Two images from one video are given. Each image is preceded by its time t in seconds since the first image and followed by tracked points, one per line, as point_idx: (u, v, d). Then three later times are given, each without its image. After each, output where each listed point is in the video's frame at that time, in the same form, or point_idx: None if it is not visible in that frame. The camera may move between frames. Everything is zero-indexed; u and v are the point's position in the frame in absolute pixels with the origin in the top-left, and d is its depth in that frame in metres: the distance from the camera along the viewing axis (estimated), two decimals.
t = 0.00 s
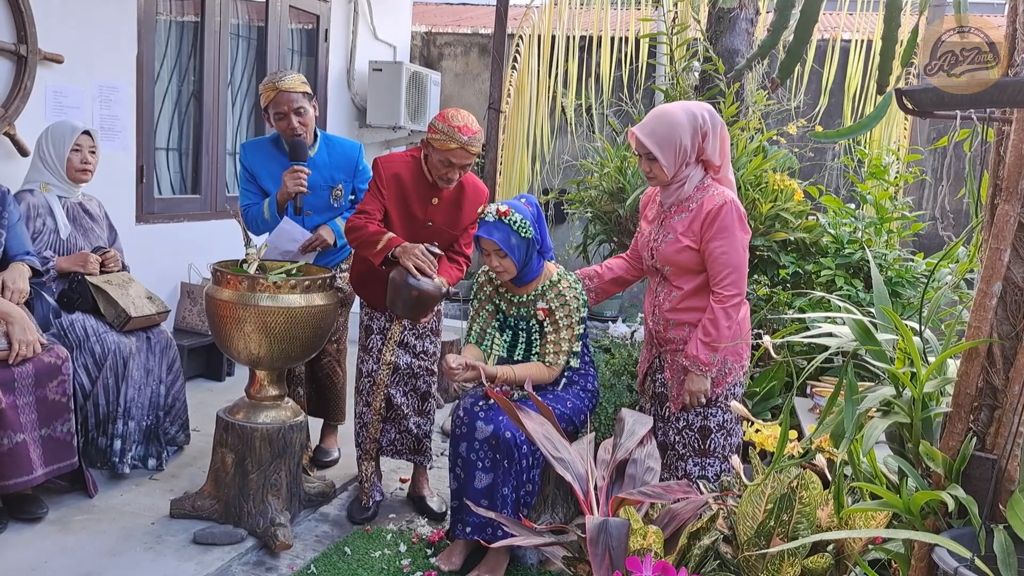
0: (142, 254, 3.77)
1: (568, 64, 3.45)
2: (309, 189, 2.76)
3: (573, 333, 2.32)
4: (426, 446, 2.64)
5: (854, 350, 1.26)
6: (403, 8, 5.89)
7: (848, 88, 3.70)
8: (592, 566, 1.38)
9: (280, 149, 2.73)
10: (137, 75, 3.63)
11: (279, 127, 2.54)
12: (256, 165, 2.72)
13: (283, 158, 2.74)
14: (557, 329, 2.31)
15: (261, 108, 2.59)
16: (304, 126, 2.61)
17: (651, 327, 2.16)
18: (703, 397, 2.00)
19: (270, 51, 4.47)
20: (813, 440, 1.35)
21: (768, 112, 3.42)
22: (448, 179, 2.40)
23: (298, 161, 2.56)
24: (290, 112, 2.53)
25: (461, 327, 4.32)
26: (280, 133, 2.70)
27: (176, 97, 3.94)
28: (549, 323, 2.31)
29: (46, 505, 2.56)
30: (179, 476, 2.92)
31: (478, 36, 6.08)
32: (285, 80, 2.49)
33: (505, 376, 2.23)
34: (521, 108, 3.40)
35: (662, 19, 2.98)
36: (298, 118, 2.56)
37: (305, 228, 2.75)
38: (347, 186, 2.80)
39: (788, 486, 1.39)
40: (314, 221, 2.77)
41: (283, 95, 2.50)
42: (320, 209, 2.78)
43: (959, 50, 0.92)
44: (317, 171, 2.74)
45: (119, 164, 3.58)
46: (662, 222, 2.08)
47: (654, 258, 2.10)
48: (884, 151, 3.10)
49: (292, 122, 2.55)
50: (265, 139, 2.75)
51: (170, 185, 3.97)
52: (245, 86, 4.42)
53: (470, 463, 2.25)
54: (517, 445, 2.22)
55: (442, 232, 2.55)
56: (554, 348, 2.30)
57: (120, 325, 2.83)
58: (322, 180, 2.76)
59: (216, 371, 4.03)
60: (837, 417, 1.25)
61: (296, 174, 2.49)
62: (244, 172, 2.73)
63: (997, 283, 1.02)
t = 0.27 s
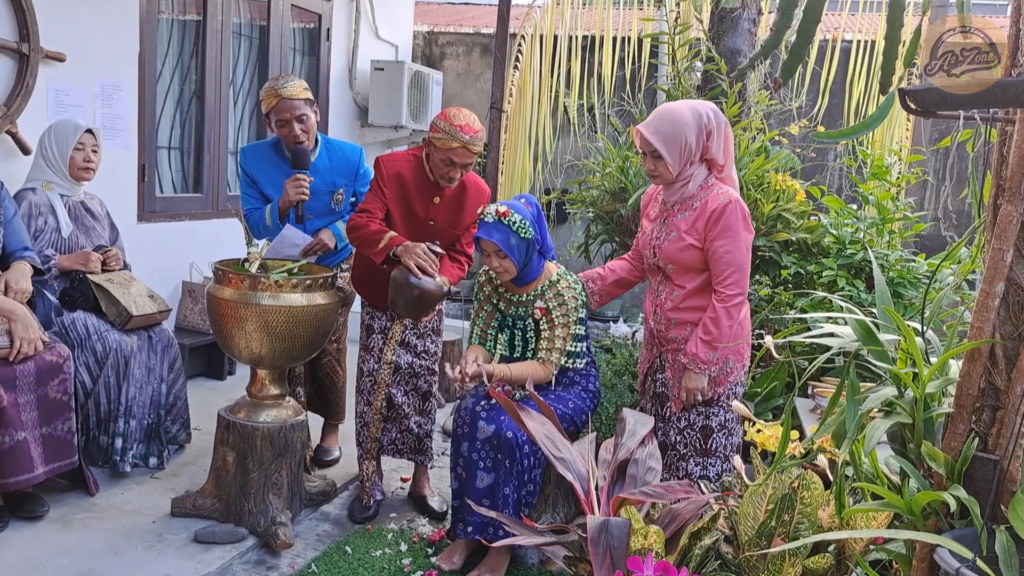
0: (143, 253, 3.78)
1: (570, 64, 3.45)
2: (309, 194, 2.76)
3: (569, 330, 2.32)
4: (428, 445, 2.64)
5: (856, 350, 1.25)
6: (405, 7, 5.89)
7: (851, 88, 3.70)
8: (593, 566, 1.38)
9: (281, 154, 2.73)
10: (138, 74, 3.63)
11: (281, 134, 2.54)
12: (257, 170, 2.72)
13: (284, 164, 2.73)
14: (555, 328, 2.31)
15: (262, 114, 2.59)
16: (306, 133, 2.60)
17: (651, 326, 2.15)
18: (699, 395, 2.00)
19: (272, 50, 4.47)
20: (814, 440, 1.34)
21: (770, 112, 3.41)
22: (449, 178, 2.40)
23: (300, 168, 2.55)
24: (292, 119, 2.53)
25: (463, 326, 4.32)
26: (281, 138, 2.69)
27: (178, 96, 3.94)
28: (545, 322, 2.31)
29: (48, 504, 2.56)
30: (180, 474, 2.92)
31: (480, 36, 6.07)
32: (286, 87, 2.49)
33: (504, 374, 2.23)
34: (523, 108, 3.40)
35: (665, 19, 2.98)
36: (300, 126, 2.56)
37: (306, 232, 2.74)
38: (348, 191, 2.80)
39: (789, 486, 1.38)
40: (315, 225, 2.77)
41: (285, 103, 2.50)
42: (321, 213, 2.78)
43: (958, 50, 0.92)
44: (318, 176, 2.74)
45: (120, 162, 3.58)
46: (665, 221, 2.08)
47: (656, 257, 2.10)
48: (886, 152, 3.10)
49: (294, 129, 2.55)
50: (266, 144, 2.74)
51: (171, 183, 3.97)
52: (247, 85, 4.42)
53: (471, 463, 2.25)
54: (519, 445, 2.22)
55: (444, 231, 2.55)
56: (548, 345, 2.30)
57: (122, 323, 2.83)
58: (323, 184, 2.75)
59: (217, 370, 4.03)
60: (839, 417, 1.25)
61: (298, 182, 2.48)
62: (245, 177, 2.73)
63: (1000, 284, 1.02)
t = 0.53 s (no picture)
0: (145, 252, 3.78)
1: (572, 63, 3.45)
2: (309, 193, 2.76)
3: (569, 330, 2.32)
4: (428, 444, 2.64)
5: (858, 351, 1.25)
6: (407, 6, 5.89)
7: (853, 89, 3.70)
8: (595, 565, 1.38)
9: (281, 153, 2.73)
10: (140, 73, 3.64)
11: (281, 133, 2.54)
12: (257, 168, 2.72)
13: (284, 163, 2.73)
14: (554, 328, 2.31)
15: (262, 113, 2.59)
16: (307, 133, 2.61)
17: (652, 326, 2.15)
18: (698, 394, 2.00)
19: (274, 49, 4.47)
20: (816, 440, 1.34)
21: (772, 112, 3.41)
22: (451, 177, 2.40)
23: (300, 167, 2.55)
24: (292, 119, 2.53)
25: (464, 326, 4.32)
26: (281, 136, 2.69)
27: (180, 95, 3.94)
28: (545, 323, 2.31)
29: (48, 502, 2.56)
30: (181, 473, 2.93)
31: (483, 35, 6.07)
32: (286, 86, 2.49)
33: (494, 363, 2.26)
34: (525, 108, 3.40)
35: (667, 18, 2.98)
36: (300, 125, 2.56)
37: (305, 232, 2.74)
38: (348, 191, 2.80)
39: (791, 486, 1.39)
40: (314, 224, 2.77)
41: (285, 101, 2.50)
42: (321, 213, 2.78)
43: (959, 50, 0.92)
44: (318, 175, 2.74)
45: (122, 160, 3.58)
46: (666, 220, 2.08)
47: (657, 256, 2.10)
48: (888, 152, 3.09)
49: (294, 129, 2.55)
50: (266, 143, 2.74)
51: (173, 182, 3.97)
52: (249, 84, 4.42)
53: (472, 462, 2.25)
54: (520, 444, 2.22)
55: (445, 231, 2.55)
56: (548, 346, 2.30)
57: (123, 322, 2.83)
58: (323, 184, 2.75)
59: (219, 369, 4.04)
60: (841, 417, 1.24)
61: (298, 180, 2.48)
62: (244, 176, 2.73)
63: (1002, 283, 1.02)
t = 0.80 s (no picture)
0: (144, 250, 3.78)
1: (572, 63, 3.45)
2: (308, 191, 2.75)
3: (563, 329, 2.31)
4: (428, 443, 2.64)
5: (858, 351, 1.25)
6: (407, 5, 5.89)
7: (854, 88, 3.69)
8: (594, 564, 1.38)
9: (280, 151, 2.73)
10: (140, 70, 3.63)
11: (281, 131, 2.54)
12: (255, 166, 2.72)
13: (283, 161, 2.73)
14: (550, 327, 2.31)
15: (262, 112, 2.58)
16: (306, 131, 2.61)
17: (651, 326, 2.15)
18: (698, 395, 2.00)
19: (275, 47, 4.47)
20: (815, 440, 1.34)
21: (773, 112, 3.41)
22: (451, 175, 2.40)
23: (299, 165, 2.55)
24: (291, 117, 2.53)
25: (464, 325, 4.32)
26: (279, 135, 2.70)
27: (180, 93, 3.94)
28: (540, 319, 2.30)
29: (47, 500, 2.56)
30: (180, 471, 2.93)
31: (483, 34, 6.07)
32: (286, 84, 2.48)
33: (498, 367, 2.24)
34: (525, 106, 3.40)
35: (668, 17, 2.98)
36: (299, 123, 2.56)
37: (305, 230, 2.74)
38: (347, 189, 2.80)
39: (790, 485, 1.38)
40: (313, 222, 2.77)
41: (285, 100, 2.50)
42: (320, 211, 2.78)
43: (959, 50, 0.92)
44: (317, 173, 2.74)
45: (122, 158, 3.58)
46: (664, 220, 2.08)
47: (656, 256, 2.10)
48: (888, 151, 3.10)
49: (293, 127, 2.55)
50: (264, 141, 2.75)
51: (173, 180, 3.97)
52: (249, 82, 4.42)
53: (471, 461, 2.25)
54: (519, 443, 2.22)
55: (445, 229, 2.55)
56: (540, 341, 2.29)
57: (122, 320, 2.83)
58: (322, 181, 2.75)
59: (218, 367, 4.04)
60: (840, 417, 1.24)
61: (297, 178, 2.48)
62: (243, 174, 2.73)
63: (1003, 284, 1.02)
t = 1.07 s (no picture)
0: (143, 247, 3.77)
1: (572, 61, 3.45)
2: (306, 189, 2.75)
3: (563, 328, 2.31)
4: (426, 442, 2.64)
5: (855, 351, 1.25)
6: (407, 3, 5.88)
7: (854, 88, 3.69)
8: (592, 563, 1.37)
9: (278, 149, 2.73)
10: (139, 68, 3.63)
11: (279, 129, 2.53)
12: (252, 164, 2.71)
13: (281, 159, 2.73)
14: (549, 326, 2.31)
15: (260, 109, 2.58)
16: (305, 129, 2.60)
17: (650, 325, 2.15)
18: (696, 394, 2.00)
19: (274, 45, 4.47)
20: (813, 440, 1.34)
21: (772, 111, 3.41)
22: (449, 174, 2.40)
23: (297, 163, 2.54)
24: (290, 114, 2.52)
25: (463, 323, 4.32)
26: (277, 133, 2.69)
27: (178, 90, 3.94)
28: (539, 319, 2.30)
29: (45, 498, 2.56)
30: (178, 469, 2.92)
31: (483, 32, 6.07)
32: (284, 81, 2.48)
33: (496, 365, 2.24)
34: (524, 105, 3.40)
35: (667, 16, 2.98)
36: (298, 121, 2.55)
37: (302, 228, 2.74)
38: (344, 187, 2.80)
39: (788, 485, 1.38)
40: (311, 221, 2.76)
41: (283, 98, 2.49)
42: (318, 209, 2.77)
43: (959, 50, 0.91)
44: (315, 172, 2.73)
45: (120, 155, 3.57)
46: (663, 219, 2.08)
47: (654, 255, 2.10)
48: (887, 151, 3.10)
49: (293, 125, 2.54)
50: (262, 138, 2.74)
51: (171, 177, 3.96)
52: (247, 80, 4.41)
53: (469, 460, 2.25)
54: (517, 442, 2.22)
55: (443, 228, 2.55)
56: (540, 342, 2.29)
57: (121, 318, 2.83)
58: (320, 180, 2.75)
59: (216, 365, 4.03)
60: (838, 416, 1.25)
61: (294, 176, 2.47)
62: (241, 172, 2.72)
63: (1001, 284, 1.02)
